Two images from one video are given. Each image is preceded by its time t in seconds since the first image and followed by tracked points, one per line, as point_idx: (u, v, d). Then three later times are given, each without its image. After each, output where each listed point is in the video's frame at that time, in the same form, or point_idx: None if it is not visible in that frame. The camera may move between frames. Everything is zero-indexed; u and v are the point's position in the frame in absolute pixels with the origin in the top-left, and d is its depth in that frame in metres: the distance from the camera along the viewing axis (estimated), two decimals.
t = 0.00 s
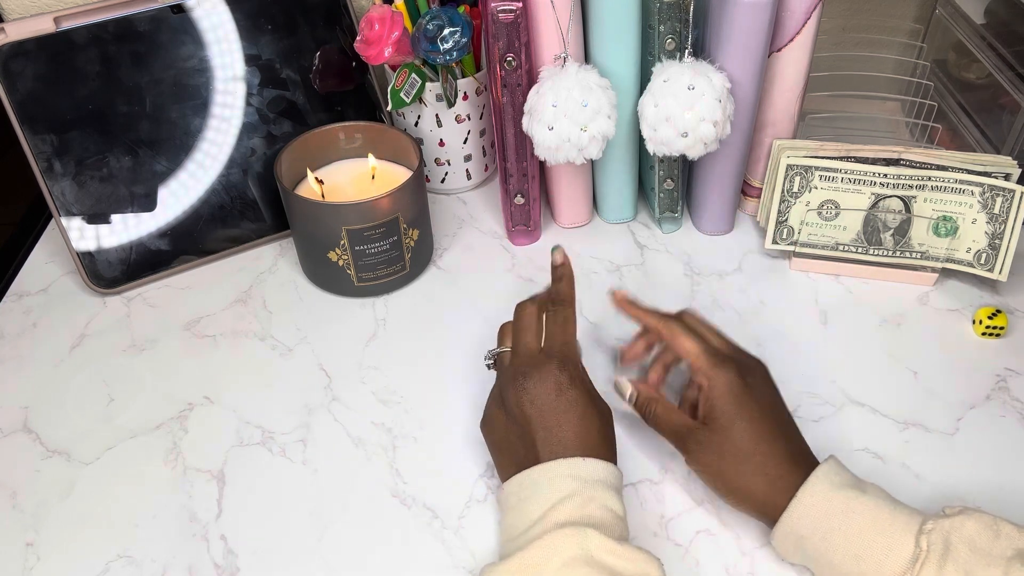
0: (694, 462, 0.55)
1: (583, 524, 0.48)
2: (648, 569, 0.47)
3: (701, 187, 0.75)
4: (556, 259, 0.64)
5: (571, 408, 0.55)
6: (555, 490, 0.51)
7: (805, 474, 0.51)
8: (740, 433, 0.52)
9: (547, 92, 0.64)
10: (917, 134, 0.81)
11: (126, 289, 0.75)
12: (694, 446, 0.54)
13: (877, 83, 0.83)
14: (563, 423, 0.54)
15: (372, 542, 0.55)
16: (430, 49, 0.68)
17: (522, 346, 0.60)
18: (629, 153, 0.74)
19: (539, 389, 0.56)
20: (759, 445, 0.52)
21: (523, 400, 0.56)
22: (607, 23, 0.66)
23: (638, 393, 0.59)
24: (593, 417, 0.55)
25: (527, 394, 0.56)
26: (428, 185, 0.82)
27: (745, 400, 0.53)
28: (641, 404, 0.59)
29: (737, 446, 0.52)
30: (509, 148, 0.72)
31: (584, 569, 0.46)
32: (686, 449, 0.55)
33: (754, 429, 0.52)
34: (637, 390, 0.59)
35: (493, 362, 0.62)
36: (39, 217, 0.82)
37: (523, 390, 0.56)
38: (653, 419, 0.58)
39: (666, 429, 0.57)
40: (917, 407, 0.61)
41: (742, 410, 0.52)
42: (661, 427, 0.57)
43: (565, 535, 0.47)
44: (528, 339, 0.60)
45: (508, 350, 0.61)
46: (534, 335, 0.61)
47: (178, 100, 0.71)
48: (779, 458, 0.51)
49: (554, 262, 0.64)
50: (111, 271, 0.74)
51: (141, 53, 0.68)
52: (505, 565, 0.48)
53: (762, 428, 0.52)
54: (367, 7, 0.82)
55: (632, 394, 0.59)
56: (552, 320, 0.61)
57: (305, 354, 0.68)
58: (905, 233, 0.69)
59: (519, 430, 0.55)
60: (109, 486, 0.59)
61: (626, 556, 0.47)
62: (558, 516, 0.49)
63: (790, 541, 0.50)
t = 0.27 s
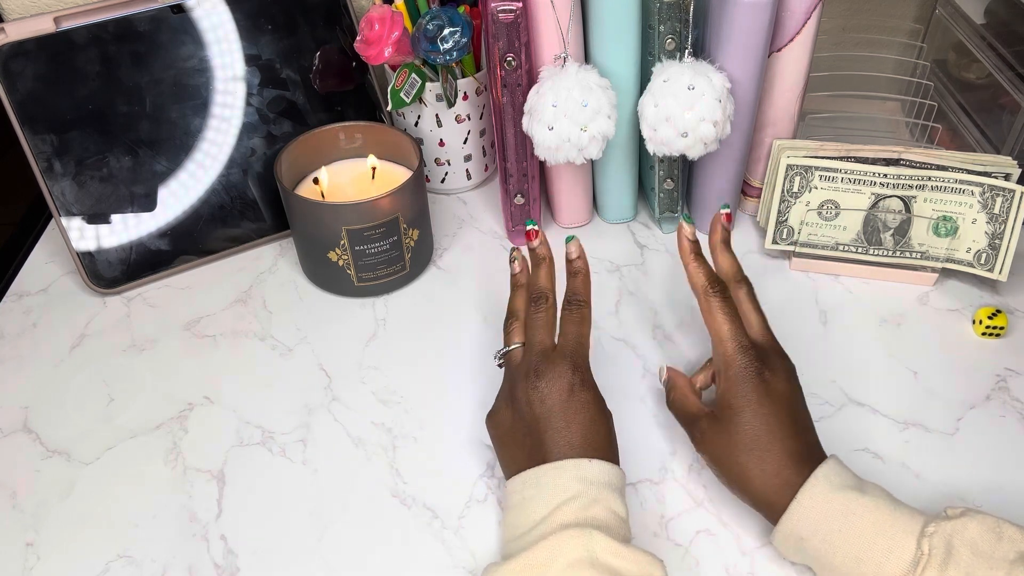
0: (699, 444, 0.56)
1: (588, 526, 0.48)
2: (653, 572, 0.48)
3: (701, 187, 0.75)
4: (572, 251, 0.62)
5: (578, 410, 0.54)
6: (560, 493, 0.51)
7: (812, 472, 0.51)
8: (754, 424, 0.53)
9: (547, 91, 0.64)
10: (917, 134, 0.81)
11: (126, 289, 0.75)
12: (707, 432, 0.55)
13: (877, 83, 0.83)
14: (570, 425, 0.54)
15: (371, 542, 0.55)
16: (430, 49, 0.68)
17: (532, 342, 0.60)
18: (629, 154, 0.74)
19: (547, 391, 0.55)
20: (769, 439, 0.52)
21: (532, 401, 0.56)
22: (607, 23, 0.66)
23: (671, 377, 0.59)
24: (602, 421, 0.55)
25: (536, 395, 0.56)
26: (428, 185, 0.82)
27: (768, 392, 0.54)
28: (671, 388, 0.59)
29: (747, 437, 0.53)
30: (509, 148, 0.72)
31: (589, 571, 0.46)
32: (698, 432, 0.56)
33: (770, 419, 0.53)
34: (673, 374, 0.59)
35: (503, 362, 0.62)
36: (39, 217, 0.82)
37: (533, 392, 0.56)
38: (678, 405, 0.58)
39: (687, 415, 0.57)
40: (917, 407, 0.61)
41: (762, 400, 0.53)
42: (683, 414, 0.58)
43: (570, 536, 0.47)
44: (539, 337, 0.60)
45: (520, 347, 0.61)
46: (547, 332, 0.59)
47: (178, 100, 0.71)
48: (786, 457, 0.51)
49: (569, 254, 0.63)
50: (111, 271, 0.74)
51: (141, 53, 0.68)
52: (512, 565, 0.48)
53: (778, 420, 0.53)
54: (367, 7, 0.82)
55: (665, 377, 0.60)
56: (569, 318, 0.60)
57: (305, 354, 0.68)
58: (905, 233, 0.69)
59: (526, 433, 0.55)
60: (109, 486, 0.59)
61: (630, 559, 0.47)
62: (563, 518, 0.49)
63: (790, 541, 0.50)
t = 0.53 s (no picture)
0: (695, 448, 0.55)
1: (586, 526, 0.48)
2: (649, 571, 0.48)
3: (702, 186, 0.75)
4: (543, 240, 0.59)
5: (572, 410, 0.55)
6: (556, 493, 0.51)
7: (811, 474, 0.51)
8: (753, 428, 0.52)
9: (547, 92, 0.64)
10: (917, 134, 0.81)
11: (126, 289, 0.75)
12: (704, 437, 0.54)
13: (877, 83, 0.84)
14: (564, 426, 0.54)
15: (371, 543, 0.55)
16: (430, 49, 0.68)
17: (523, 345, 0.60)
18: (629, 154, 0.74)
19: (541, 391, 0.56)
20: (769, 441, 0.52)
21: (527, 401, 0.55)
22: (607, 23, 0.66)
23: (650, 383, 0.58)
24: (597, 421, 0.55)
25: (530, 397, 0.56)
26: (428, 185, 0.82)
27: (765, 396, 0.54)
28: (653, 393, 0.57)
29: (748, 441, 0.52)
30: (509, 148, 0.72)
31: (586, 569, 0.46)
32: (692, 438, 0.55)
33: (770, 425, 0.52)
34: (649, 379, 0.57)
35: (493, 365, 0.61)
36: (39, 217, 0.82)
37: (527, 393, 0.56)
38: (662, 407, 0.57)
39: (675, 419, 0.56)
40: (917, 408, 0.61)
41: (759, 405, 0.53)
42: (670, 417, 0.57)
43: (568, 535, 0.47)
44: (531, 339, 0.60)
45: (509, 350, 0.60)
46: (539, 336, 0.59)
47: (178, 100, 0.71)
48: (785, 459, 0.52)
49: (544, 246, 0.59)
50: (111, 271, 0.74)
51: (141, 53, 0.68)
52: (508, 564, 0.48)
53: (776, 425, 0.53)
54: (366, 7, 0.82)
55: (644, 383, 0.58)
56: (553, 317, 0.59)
57: (305, 354, 0.68)
58: (905, 233, 0.69)
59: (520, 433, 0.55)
60: (109, 485, 0.59)
61: (627, 559, 0.47)
62: (561, 518, 0.49)
63: (790, 541, 0.50)
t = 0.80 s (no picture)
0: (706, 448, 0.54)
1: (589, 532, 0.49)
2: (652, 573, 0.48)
3: (702, 186, 0.75)
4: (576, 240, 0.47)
5: (588, 427, 0.53)
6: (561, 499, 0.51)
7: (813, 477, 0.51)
8: (765, 438, 0.51)
9: (547, 91, 0.64)
10: (917, 134, 0.82)
11: (126, 289, 0.75)
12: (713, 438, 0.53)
13: (876, 83, 0.84)
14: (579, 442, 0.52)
15: (371, 543, 0.55)
16: (430, 49, 0.68)
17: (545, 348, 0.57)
18: (629, 153, 0.74)
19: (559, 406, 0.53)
20: (781, 452, 0.51)
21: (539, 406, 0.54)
22: (607, 23, 0.66)
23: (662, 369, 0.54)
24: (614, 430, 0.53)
25: (545, 406, 0.54)
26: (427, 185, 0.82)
27: (784, 409, 0.52)
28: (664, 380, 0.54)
29: (758, 450, 0.51)
30: (509, 148, 0.72)
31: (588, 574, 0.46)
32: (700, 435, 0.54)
33: (785, 438, 0.51)
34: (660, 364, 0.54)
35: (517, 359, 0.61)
36: (39, 217, 0.82)
37: (543, 401, 0.54)
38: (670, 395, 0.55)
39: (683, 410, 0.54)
40: (917, 408, 0.61)
41: (781, 417, 0.52)
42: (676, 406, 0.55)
43: (571, 541, 0.48)
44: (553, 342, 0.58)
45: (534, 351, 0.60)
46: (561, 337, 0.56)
47: (178, 100, 0.71)
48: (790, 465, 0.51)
49: (576, 246, 0.48)
50: (111, 271, 0.74)
51: (142, 53, 0.68)
52: (512, 565, 0.48)
53: (796, 438, 0.52)
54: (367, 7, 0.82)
55: (654, 368, 0.54)
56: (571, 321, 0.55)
57: (305, 354, 0.68)
58: (905, 233, 0.69)
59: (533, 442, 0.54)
60: (110, 485, 0.59)
61: (630, 563, 0.48)
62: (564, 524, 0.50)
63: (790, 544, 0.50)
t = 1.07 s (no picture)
0: (701, 449, 0.54)
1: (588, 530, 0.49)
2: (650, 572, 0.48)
3: (702, 186, 0.75)
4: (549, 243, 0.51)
5: (583, 418, 0.54)
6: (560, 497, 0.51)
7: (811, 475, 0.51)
8: (758, 436, 0.51)
9: (547, 91, 0.64)
10: (917, 135, 0.82)
11: (126, 289, 0.75)
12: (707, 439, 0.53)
13: (876, 83, 0.84)
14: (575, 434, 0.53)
15: (371, 543, 0.55)
16: (430, 49, 0.68)
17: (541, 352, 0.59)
18: (629, 154, 0.74)
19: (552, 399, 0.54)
20: (775, 450, 0.51)
21: (535, 403, 0.55)
22: (607, 23, 0.66)
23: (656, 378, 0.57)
24: (609, 426, 0.54)
25: (540, 400, 0.55)
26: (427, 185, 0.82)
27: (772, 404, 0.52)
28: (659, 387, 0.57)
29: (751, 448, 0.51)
30: (509, 148, 0.72)
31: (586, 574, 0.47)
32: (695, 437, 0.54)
33: (776, 435, 0.51)
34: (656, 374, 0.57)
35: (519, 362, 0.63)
36: (39, 217, 0.82)
37: (538, 396, 0.55)
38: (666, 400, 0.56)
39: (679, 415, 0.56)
40: (917, 408, 0.61)
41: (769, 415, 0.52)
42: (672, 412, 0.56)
43: (569, 540, 0.48)
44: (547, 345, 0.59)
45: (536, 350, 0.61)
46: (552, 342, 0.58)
47: (178, 100, 0.71)
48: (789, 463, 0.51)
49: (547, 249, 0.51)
50: (111, 271, 0.74)
51: (142, 53, 0.68)
52: (509, 564, 0.48)
53: (782, 432, 0.51)
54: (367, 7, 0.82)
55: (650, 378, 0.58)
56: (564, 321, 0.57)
57: (305, 354, 0.68)
58: (905, 233, 0.69)
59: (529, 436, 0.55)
60: (110, 485, 0.59)
61: (628, 562, 0.47)
62: (562, 522, 0.49)
63: (791, 542, 0.50)
